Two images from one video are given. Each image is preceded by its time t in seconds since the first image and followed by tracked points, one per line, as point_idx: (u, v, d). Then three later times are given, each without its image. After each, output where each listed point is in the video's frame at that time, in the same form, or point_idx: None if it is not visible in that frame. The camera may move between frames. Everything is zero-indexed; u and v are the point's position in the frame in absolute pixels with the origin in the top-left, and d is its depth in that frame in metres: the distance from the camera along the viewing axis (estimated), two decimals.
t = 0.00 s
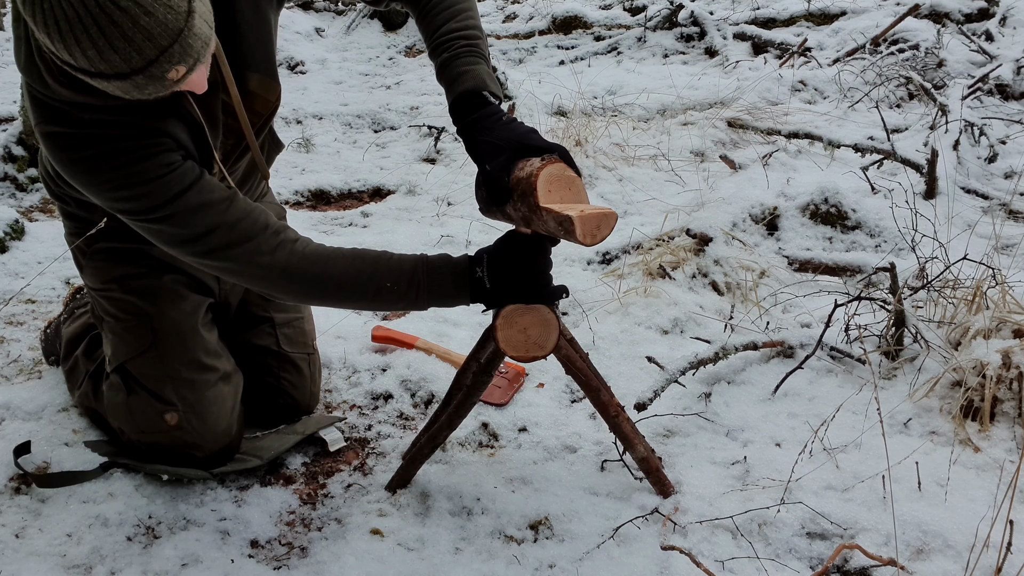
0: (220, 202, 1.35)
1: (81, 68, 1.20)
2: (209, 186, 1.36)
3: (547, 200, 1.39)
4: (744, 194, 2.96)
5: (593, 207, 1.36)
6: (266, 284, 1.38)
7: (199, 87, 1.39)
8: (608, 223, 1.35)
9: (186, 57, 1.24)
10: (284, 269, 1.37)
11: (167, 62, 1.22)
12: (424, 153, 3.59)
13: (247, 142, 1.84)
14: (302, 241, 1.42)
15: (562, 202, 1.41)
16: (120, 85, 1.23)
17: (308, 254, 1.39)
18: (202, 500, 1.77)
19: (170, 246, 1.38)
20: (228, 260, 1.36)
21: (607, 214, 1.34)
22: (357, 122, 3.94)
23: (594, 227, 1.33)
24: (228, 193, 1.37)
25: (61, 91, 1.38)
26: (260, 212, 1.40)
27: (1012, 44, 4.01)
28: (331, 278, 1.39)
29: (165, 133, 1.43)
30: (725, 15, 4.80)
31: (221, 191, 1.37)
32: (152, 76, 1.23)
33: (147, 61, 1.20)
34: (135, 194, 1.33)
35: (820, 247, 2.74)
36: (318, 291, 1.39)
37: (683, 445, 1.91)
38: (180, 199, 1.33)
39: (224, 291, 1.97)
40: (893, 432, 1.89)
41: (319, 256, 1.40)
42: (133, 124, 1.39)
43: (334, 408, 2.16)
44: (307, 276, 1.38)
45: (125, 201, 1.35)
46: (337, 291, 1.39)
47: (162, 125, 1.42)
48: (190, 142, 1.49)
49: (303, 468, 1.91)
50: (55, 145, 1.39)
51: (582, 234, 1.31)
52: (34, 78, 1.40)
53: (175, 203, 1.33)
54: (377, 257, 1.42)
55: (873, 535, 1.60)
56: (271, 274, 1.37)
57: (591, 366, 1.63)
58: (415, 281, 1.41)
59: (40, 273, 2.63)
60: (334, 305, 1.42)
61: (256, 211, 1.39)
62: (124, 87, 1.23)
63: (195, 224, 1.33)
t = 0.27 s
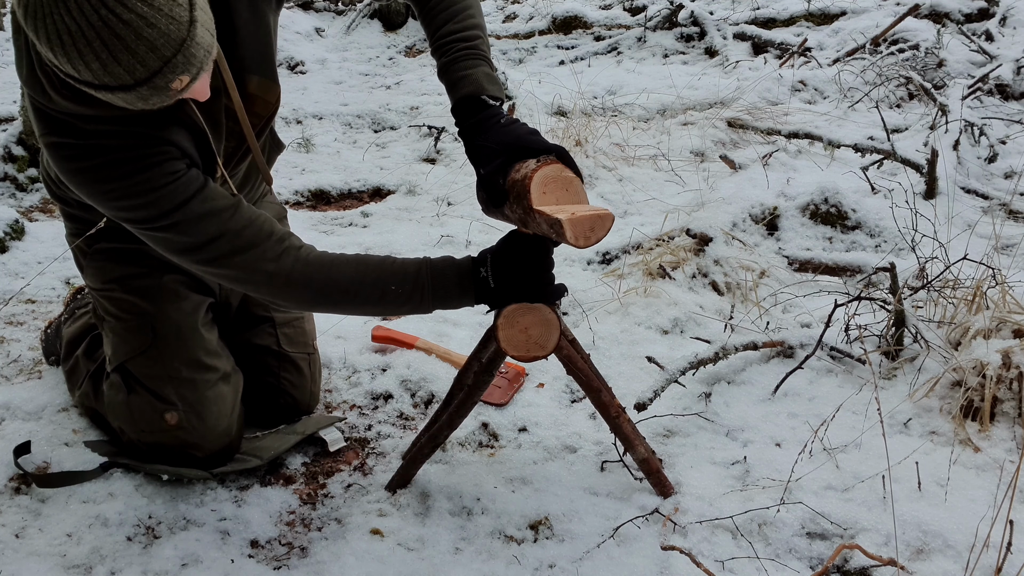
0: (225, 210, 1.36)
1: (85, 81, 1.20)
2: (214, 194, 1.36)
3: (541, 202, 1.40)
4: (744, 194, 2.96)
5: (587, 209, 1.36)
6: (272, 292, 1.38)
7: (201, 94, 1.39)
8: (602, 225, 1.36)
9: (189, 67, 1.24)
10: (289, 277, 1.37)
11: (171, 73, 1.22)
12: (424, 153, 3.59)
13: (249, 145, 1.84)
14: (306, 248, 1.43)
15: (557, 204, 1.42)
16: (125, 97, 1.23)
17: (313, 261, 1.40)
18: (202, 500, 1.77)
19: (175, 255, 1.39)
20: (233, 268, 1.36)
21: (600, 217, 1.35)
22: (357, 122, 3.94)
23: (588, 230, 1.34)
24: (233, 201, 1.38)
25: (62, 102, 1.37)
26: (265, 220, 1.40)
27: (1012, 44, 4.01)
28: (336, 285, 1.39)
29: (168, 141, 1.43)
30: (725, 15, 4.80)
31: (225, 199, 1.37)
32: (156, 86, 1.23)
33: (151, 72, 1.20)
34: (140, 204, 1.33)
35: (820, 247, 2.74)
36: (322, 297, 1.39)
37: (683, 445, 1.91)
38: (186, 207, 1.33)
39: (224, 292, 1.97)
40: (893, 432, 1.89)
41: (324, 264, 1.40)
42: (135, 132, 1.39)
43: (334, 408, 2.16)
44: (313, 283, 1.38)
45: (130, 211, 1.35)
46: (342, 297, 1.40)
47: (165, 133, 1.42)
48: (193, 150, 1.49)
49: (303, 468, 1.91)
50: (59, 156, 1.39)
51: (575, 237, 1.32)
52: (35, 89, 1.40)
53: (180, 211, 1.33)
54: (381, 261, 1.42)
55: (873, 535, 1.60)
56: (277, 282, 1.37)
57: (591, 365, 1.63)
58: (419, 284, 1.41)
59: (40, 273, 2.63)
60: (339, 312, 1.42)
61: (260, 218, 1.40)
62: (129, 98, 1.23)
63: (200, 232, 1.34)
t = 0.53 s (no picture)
0: (230, 212, 1.36)
1: (94, 83, 1.20)
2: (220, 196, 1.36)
3: (530, 209, 1.42)
4: (744, 194, 2.96)
5: (574, 219, 1.38)
6: (275, 295, 1.38)
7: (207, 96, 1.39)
8: (588, 235, 1.37)
9: (197, 69, 1.24)
10: (293, 279, 1.38)
11: (180, 74, 1.22)
12: (424, 154, 3.59)
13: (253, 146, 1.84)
14: (310, 251, 1.43)
15: (547, 210, 1.43)
16: (134, 99, 1.23)
17: (317, 264, 1.40)
18: (202, 500, 1.77)
19: (180, 258, 1.39)
20: (238, 271, 1.36)
21: (587, 227, 1.36)
22: (357, 122, 3.94)
23: (573, 240, 1.36)
24: (238, 203, 1.38)
25: (68, 105, 1.37)
26: (270, 222, 1.40)
27: (1012, 44, 4.01)
28: (340, 288, 1.39)
29: (174, 143, 1.43)
30: (725, 15, 4.80)
31: (230, 201, 1.37)
32: (164, 88, 1.24)
33: (160, 74, 1.21)
34: (146, 207, 1.34)
35: (820, 247, 2.74)
36: (326, 299, 1.39)
37: (683, 445, 1.91)
38: (191, 209, 1.34)
39: (225, 292, 1.97)
40: (893, 432, 1.89)
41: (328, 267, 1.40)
42: (141, 134, 1.39)
43: (334, 408, 2.15)
44: (317, 285, 1.39)
45: (136, 213, 1.35)
46: (346, 299, 1.40)
47: (170, 135, 1.42)
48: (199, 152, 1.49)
49: (303, 468, 1.91)
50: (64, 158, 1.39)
51: (558, 246, 1.34)
52: (40, 90, 1.39)
53: (185, 214, 1.33)
54: (384, 263, 1.42)
55: (873, 534, 1.60)
56: (282, 286, 1.37)
57: (592, 366, 1.63)
58: (422, 286, 1.42)
59: (40, 273, 2.63)
60: (343, 315, 1.42)
61: (264, 221, 1.40)
62: (138, 100, 1.23)
63: (205, 235, 1.34)
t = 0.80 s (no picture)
0: (233, 212, 1.36)
1: (104, 80, 1.20)
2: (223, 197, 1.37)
3: (521, 212, 1.43)
4: (745, 194, 2.96)
5: (561, 225, 1.39)
6: (276, 295, 1.38)
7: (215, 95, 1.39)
8: (573, 243, 1.38)
9: (209, 66, 1.25)
10: (295, 279, 1.38)
11: (192, 71, 1.23)
12: (424, 154, 3.59)
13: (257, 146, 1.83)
14: (312, 252, 1.43)
15: (538, 214, 1.44)
16: (145, 95, 1.22)
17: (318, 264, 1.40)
18: (202, 500, 1.77)
19: (181, 256, 1.39)
20: (240, 270, 1.36)
21: (572, 235, 1.37)
22: (357, 122, 3.94)
23: (557, 245, 1.37)
24: (241, 204, 1.38)
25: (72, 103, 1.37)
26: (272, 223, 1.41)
27: (1012, 44, 4.01)
28: (341, 289, 1.40)
29: (178, 142, 1.43)
30: (725, 15, 4.80)
31: (234, 201, 1.37)
32: (176, 85, 1.23)
33: (172, 71, 1.20)
34: (148, 204, 1.33)
35: (820, 247, 2.74)
36: (327, 299, 1.40)
37: (683, 445, 1.91)
38: (194, 209, 1.34)
39: (226, 292, 1.97)
40: (892, 432, 1.89)
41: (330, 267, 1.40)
42: (145, 133, 1.39)
43: (334, 408, 2.15)
44: (318, 286, 1.39)
45: (137, 211, 1.35)
46: (347, 299, 1.40)
47: (174, 135, 1.42)
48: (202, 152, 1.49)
49: (303, 468, 1.91)
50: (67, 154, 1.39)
51: (540, 252, 1.35)
52: (44, 85, 1.39)
53: (189, 212, 1.33)
54: (386, 264, 1.42)
55: (873, 534, 1.60)
56: (283, 286, 1.38)
57: (592, 366, 1.62)
58: (423, 286, 1.42)
59: (40, 273, 2.63)
60: (343, 315, 1.42)
61: (267, 222, 1.40)
62: (149, 96, 1.23)
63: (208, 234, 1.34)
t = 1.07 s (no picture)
0: (235, 212, 1.36)
1: (118, 70, 1.19)
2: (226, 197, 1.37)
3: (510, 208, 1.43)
4: (745, 194, 2.96)
5: (546, 224, 1.39)
6: (276, 295, 1.38)
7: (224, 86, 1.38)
8: (556, 242, 1.38)
9: (223, 55, 1.25)
10: (296, 280, 1.38)
11: (206, 60, 1.22)
12: (424, 154, 3.59)
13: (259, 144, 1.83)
14: (313, 253, 1.43)
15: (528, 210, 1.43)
16: (158, 85, 1.21)
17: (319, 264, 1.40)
18: (202, 500, 1.77)
19: (182, 255, 1.39)
20: (240, 270, 1.36)
21: (555, 234, 1.37)
22: (357, 122, 3.94)
23: (539, 244, 1.37)
24: (244, 203, 1.38)
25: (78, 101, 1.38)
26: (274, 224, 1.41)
27: (1012, 44, 4.01)
28: (342, 288, 1.39)
29: (181, 141, 1.43)
30: (725, 15, 4.80)
31: (236, 201, 1.37)
32: (190, 74, 1.23)
33: (188, 59, 1.20)
34: (151, 203, 1.34)
35: (820, 247, 2.75)
36: (328, 300, 1.39)
37: (683, 445, 1.91)
38: (196, 207, 1.34)
39: (226, 292, 1.97)
40: (892, 432, 1.89)
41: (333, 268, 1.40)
42: (149, 131, 1.40)
43: (334, 408, 2.16)
44: (319, 286, 1.39)
45: (140, 209, 1.35)
46: (348, 299, 1.40)
47: (178, 133, 1.43)
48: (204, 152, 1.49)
49: (303, 468, 1.91)
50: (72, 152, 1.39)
51: (521, 250, 1.37)
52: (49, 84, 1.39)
53: (191, 211, 1.33)
54: (388, 265, 1.42)
55: (873, 534, 1.60)
56: (284, 286, 1.38)
57: (592, 365, 1.62)
58: (424, 286, 1.41)
59: (40, 273, 2.63)
60: (345, 316, 1.42)
61: (269, 222, 1.40)
62: (162, 87, 1.22)
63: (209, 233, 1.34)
